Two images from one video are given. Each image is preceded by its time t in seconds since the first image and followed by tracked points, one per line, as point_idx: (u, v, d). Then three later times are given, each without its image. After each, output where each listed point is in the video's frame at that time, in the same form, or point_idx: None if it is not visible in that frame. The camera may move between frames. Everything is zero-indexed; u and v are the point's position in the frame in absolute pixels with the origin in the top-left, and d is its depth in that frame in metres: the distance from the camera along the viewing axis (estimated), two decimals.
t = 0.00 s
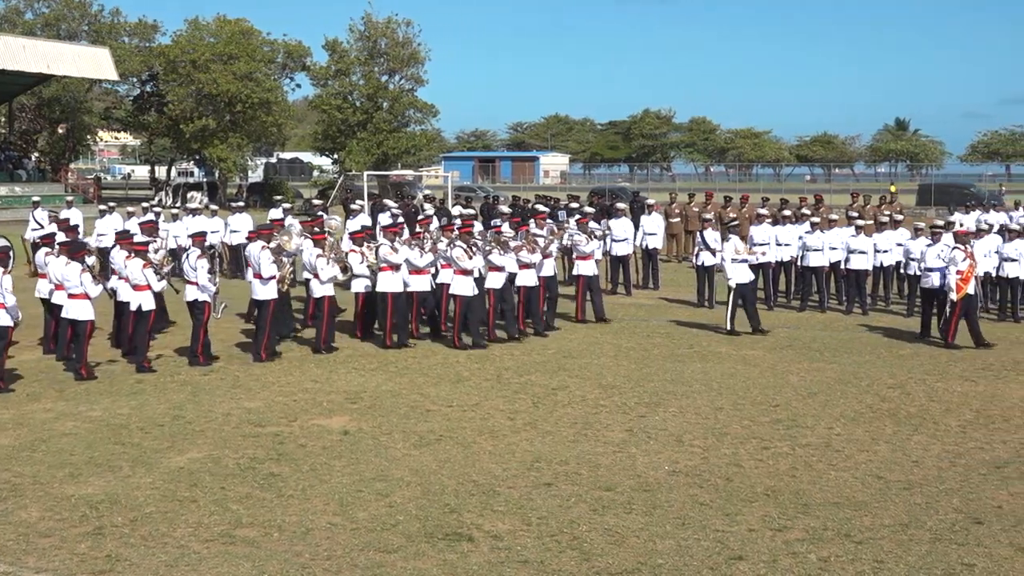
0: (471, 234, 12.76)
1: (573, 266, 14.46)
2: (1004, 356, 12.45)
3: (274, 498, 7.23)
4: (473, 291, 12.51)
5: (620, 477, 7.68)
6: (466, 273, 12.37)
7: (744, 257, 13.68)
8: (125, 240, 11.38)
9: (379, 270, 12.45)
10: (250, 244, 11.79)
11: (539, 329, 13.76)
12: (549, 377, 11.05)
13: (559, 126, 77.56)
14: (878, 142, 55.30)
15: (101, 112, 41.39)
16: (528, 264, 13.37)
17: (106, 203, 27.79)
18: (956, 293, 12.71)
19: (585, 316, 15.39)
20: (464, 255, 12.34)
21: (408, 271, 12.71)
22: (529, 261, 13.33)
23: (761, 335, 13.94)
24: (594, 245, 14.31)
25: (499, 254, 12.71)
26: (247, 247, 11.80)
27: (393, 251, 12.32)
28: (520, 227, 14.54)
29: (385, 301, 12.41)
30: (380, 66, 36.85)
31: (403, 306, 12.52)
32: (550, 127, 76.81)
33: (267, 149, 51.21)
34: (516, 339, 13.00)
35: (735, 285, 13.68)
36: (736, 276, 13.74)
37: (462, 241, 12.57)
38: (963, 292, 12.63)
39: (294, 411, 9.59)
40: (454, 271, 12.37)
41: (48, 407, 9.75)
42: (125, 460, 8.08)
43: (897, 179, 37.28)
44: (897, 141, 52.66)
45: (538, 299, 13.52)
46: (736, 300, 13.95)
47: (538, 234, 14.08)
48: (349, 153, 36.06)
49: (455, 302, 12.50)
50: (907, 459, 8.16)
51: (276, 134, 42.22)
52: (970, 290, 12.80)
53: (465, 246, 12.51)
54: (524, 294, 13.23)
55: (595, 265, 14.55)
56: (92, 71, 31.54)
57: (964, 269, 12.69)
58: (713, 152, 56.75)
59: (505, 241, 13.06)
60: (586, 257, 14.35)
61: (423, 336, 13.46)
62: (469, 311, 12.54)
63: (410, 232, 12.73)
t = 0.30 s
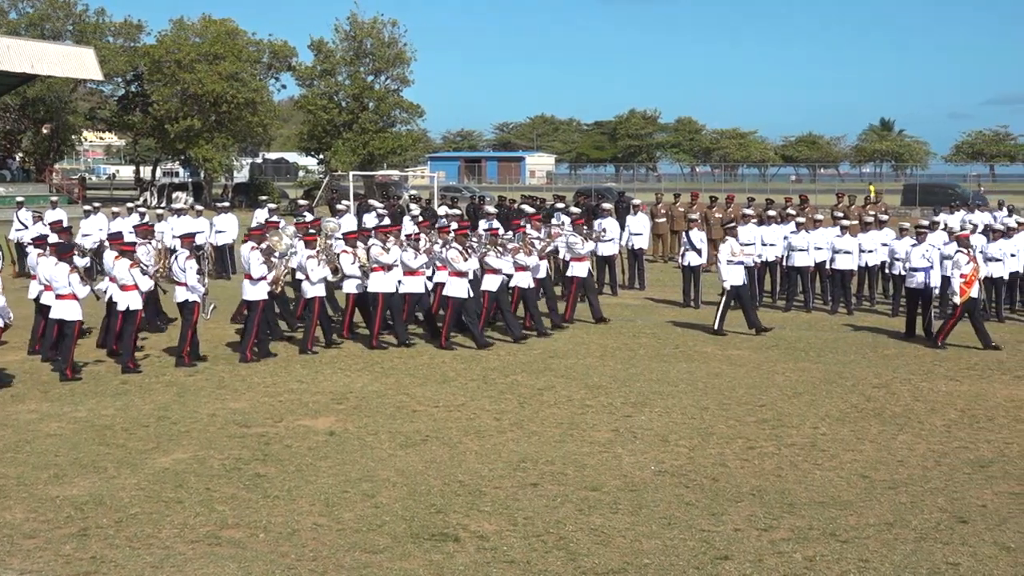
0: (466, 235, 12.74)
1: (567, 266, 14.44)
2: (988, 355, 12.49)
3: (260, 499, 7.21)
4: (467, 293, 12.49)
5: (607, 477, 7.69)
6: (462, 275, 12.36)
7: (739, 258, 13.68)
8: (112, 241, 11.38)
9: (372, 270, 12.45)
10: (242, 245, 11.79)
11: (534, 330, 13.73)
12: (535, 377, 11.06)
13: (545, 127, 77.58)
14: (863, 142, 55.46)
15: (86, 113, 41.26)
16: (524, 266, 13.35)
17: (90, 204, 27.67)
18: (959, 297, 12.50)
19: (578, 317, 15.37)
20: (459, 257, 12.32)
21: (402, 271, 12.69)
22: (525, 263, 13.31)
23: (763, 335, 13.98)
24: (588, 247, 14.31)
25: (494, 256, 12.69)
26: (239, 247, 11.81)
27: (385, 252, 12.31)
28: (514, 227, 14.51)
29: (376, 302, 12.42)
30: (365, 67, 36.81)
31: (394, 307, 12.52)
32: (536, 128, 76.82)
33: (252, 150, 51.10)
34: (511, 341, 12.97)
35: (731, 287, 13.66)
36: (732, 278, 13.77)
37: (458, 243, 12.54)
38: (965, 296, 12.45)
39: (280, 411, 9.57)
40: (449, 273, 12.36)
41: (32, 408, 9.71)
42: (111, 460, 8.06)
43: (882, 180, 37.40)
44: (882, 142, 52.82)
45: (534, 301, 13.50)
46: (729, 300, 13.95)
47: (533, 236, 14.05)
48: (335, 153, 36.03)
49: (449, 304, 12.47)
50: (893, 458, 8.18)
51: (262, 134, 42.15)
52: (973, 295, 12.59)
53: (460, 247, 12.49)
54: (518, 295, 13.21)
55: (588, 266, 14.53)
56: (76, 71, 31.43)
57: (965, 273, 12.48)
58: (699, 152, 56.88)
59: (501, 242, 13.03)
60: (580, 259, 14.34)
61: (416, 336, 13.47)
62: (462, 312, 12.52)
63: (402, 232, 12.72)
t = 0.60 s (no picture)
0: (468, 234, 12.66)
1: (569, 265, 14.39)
2: (975, 356, 12.51)
3: (247, 500, 7.20)
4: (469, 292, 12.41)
5: (594, 477, 7.69)
6: (465, 274, 12.30)
7: (743, 258, 13.68)
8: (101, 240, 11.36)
9: (372, 271, 12.39)
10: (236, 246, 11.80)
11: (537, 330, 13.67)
12: (523, 377, 11.07)
13: (533, 127, 77.59)
14: (850, 143, 55.57)
15: (73, 113, 41.15)
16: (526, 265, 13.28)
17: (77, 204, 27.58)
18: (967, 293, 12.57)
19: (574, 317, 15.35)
20: (461, 256, 12.27)
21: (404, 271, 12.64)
22: (527, 262, 13.24)
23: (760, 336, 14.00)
24: (588, 245, 14.26)
25: (497, 255, 12.63)
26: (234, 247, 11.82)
27: (384, 252, 12.26)
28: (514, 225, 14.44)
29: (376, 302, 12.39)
30: (353, 67, 36.76)
31: (394, 307, 12.48)
32: (524, 128, 76.84)
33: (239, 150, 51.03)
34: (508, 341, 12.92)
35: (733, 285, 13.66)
36: (736, 277, 13.78)
37: (459, 243, 12.46)
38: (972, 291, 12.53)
39: (267, 412, 9.55)
40: (451, 273, 12.30)
41: (18, 409, 9.68)
42: (98, 461, 8.04)
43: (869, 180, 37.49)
44: (868, 142, 52.94)
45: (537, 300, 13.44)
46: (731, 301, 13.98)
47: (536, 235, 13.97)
48: (322, 153, 35.99)
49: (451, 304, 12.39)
50: (880, 458, 8.20)
51: (249, 134, 42.08)
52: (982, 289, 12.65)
53: (462, 247, 12.43)
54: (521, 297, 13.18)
55: (589, 265, 14.48)
56: (63, 71, 31.34)
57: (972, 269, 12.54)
58: (686, 153, 56.98)
59: (504, 241, 12.97)
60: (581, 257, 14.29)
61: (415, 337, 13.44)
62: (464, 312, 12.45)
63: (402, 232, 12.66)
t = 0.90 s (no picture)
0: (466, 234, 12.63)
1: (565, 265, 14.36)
2: (962, 356, 12.53)
3: (235, 501, 7.18)
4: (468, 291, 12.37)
5: (582, 477, 7.70)
6: (463, 274, 12.26)
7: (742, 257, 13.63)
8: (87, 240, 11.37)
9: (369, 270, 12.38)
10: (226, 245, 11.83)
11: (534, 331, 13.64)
12: (511, 377, 11.08)
13: (521, 127, 77.59)
14: (837, 143, 55.68)
15: (60, 112, 41.04)
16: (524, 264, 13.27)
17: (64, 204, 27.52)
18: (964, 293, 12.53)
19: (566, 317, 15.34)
20: (459, 255, 12.23)
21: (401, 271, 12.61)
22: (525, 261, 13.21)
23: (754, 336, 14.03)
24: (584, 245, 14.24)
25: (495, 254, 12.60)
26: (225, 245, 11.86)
27: (380, 250, 12.25)
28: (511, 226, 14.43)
29: (376, 301, 12.38)
30: (341, 67, 36.71)
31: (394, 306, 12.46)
32: (511, 128, 76.83)
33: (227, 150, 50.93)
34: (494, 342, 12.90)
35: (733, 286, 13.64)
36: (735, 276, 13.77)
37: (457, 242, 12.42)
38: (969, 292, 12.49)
39: (255, 413, 9.54)
40: (449, 272, 12.26)
41: (5, 410, 9.66)
42: (84, 463, 8.02)
43: (857, 180, 37.56)
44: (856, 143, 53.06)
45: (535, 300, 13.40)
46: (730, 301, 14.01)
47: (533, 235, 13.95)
48: (310, 154, 35.95)
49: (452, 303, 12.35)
50: (868, 458, 8.21)
51: (236, 135, 42.02)
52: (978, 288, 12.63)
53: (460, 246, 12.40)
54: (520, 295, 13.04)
55: (585, 265, 14.46)
56: (50, 71, 31.25)
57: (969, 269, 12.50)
58: (674, 153, 57.05)
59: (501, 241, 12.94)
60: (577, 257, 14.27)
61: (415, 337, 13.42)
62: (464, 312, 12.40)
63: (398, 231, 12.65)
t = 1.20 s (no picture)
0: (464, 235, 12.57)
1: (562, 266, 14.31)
2: (951, 355, 12.56)
3: (225, 502, 7.18)
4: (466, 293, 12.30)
5: (573, 477, 7.70)
6: (460, 276, 12.17)
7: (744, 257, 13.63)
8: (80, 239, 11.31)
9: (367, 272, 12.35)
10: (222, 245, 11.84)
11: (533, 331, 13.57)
12: (501, 377, 11.08)
13: (511, 127, 77.58)
14: (827, 143, 55.79)
15: (49, 112, 40.95)
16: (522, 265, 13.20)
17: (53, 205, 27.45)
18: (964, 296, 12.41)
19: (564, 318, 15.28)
20: (457, 258, 12.13)
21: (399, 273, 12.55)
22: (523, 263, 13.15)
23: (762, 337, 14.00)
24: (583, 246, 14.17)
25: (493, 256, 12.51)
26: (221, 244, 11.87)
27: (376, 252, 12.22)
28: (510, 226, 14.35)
29: (374, 302, 12.39)
30: (331, 67, 36.67)
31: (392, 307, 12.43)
32: (502, 128, 76.82)
33: (217, 151, 50.85)
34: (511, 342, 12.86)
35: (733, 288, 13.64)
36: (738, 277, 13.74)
37: (454, 243, 12.35)
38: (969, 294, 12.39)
39: (245, 413, 9.52)
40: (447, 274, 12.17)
41: None
42: (73, 463, 8.01)
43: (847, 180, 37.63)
44: (846, 143, 53.13)
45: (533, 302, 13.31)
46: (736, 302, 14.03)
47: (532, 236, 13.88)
48: (300, 154, 35.91)
49: (452, 305, 12.28)
50: (858, 457, 8.23)
51: (226, 135, 41.98)
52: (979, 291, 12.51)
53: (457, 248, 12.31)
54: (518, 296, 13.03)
55: (584, 265, 14.39)
56: (39, 71, 31.18)
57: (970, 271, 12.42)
58: (665, 153, 57.13)
59: (500, 242, 12.85)
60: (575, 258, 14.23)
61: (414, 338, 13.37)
62: (465, 314, 12.33)
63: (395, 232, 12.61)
